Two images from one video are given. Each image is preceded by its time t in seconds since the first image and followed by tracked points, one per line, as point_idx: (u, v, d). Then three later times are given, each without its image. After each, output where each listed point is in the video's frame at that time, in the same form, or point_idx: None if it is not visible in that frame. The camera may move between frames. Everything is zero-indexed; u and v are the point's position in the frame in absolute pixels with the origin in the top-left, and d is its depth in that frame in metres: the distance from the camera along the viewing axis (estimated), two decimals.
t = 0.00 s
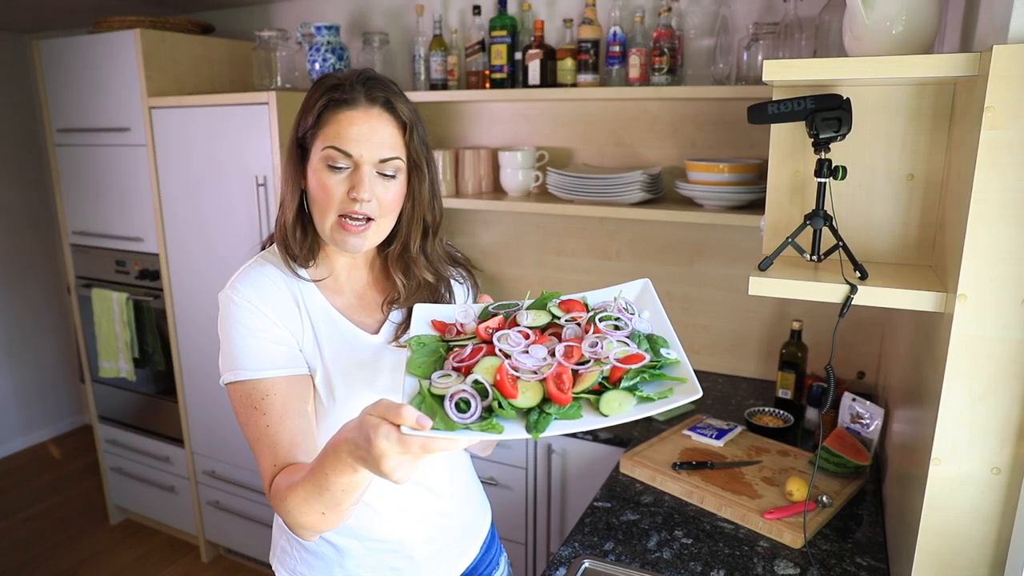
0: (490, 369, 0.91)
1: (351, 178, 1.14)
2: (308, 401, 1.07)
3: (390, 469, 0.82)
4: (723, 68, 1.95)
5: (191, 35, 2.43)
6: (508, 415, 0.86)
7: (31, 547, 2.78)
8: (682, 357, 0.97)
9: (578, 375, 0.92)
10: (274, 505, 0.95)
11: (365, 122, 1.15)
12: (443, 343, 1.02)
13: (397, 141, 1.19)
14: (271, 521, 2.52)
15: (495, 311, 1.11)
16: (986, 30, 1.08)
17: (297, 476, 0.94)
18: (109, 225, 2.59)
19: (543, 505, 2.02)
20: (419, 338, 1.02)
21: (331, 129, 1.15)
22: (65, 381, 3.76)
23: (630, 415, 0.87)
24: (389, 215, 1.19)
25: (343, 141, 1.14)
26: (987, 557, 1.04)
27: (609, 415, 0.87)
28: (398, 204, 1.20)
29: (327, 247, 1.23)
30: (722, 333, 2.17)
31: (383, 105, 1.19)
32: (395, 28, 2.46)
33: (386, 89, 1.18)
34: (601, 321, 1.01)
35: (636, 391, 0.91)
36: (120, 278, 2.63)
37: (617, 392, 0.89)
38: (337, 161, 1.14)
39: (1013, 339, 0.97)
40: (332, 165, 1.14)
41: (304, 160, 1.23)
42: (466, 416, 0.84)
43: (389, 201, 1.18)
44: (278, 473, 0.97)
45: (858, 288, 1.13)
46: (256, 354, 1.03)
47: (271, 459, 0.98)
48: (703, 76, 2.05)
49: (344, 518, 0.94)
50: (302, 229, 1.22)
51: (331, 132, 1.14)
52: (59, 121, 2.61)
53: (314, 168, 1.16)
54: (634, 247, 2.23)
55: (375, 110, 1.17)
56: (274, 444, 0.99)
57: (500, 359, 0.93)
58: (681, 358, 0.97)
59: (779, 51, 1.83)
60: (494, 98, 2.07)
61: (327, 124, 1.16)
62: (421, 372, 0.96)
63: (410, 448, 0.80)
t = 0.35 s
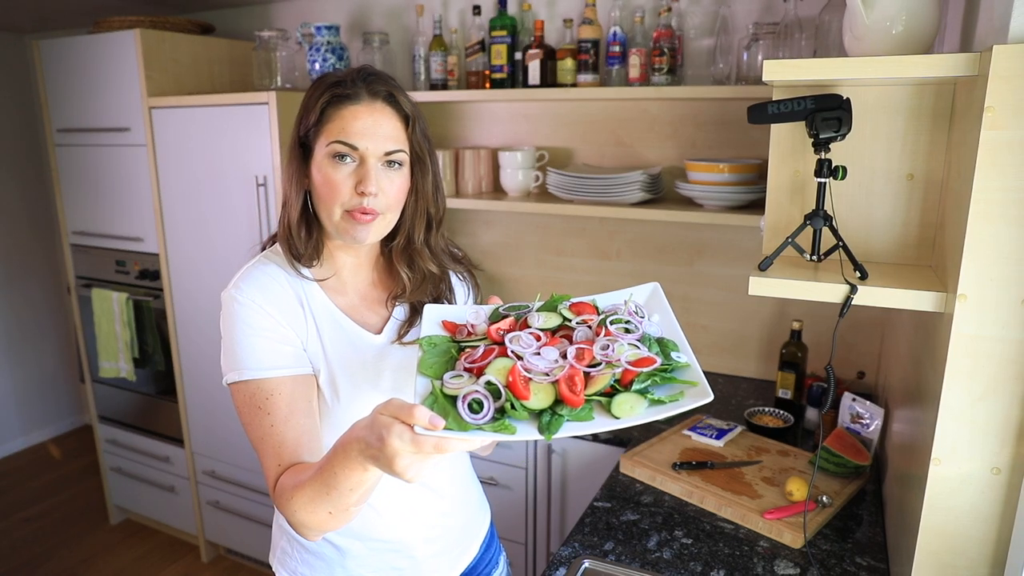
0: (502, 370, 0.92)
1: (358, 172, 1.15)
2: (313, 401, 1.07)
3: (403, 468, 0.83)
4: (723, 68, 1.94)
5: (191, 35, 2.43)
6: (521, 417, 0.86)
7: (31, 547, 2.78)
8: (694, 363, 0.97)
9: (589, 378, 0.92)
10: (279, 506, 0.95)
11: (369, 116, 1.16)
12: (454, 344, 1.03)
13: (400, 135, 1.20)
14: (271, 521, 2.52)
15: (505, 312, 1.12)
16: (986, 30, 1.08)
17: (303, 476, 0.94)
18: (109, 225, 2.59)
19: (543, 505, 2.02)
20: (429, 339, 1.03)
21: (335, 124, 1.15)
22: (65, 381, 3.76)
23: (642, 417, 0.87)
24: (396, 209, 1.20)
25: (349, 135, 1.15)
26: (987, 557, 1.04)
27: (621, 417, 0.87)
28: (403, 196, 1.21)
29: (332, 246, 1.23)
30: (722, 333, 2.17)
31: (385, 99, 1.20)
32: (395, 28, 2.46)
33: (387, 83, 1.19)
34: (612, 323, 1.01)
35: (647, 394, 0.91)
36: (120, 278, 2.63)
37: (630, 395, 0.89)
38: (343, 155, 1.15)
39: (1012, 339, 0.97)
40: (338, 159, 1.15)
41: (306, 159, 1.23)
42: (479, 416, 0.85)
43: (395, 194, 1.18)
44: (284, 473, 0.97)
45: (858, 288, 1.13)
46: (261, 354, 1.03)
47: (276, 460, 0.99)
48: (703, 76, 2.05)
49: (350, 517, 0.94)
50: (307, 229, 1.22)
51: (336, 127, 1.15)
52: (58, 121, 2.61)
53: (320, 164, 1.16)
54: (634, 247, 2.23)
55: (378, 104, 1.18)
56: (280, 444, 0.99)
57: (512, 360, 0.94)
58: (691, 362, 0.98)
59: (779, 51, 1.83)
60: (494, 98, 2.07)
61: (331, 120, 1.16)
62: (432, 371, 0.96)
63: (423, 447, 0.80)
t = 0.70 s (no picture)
0: (507, 366, 0.92)
1: (367, 175, 1.15)
2: (317, 401, 1.07)
3: (410, 466, 0.83)
4: (723, 68, 1.94)
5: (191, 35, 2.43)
6: (527, 412, 0.87)
7: (31, 547, 2.78)
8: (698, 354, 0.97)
9: (593, 371, 0.93)
10: (284, 506, 0.95)
11: (378, 119, 1.16)
12: (458, 343, 1.03)
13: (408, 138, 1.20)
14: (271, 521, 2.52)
15: (508, 310, 1.12)
16: (986, 30, 1.08)
17: (308, 476, 0.94)
18: (109, 225, 2.59)
19: (543, 505, 2.02)
20: (434, 338, 1.03)
21: (345, 126, 1.15)
22: (65, 381, 3.76)
23: (646, 409, 0.88)
24: (401, 212, 1.20)
25: (358, 138, 1.15)
26: (987, 557, 1.04)
27: (626, 409, 0.87)
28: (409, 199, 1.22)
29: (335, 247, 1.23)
30: (722, 333, 2.17)
31: (394, 102, 1.20)
32: (395, 28, 2.46)
33: (397, 87, 1.20)
34: (615, 318, 1.02)
35: (652, 385, 0.91)
36: (120, 278, 2.63)
37: (634, 388, 0.90)
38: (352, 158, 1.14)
39: (1013, 339, 0.97)
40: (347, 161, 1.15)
41: (312, 160, 1.22)
42: (485, 413, 0.85)
43: (401, 197, 1.18)
44: (288, 473, 0.97)
45: (858, 288, 1.13)
46: (265, 355, 1.02)
47: (280, 460, 0.99)
48: (702, 76, 2.05)
49: (355, 516, 0.95)
50: (311, 229, 1.22)
51: (345, 129, 1.15)
52: (58, 121, 2.61)
53: (327, 164, 1.16)
54: (634, 247, 2.23)
55: (388, 107, 1.18)
56: (284, 444, 0.99)
57: (516, 357, 0.94)
58: (694, 353, 0.98)
59: (779, 51, 1.83)
60: (494, 98, 2.07)
61: (340, 122, 1.16)
62: (437, 371, 0.97)
63: (430, 444, 0.80)
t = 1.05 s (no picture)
0: (508, 360, 0.92)
1: (382, 173, 1.15)
2: (319, 401, 1.07)
3: (408, 456, 0.82)
4: (723, 68, 1.94)
5: (191, 35, 2.44)
6: (526, 403, 0.87)
7: (31, 548, 2.78)
8: (704, 348, 0.96)
9: (596, 364, 0.93)
10: (286, 507, 0.95)
11: (393, 118, 1.17)
12: (467, 345, 1.04)
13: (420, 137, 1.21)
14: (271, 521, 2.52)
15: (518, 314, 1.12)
16: (986, 30, 1.08)
17: (309, 477, 0.94)
18: (109, 225, 2.59)
19: (543, 505, 2.02)
20: (443, 342, 1.04)
21: (359, 125, 1.15)
22: (65, 381, 3.76)
23: (647, 399, 0.87)
24: (412, 210, 1.20)
25: (373, 136, 1.15)
26: (987, 557, 1.04)
27: (627, 399, 0.87)
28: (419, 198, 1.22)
29: (342, 245, 1.23)
30: (722, 333, 2.17)
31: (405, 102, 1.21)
32: (395, 28, 2.47)
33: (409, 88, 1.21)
34: (621, 317, 1.02)
35: (654, 376, 0.91)
36: (120, 278, 2.63)
37: (636, 379, 0.89)
38: (367, 156, 1.15)
39: (1013, 339, 0.97)
40: (362, 160, 1.14)
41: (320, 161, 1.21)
42: (484, 403, 0.85)
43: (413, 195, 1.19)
44: (289, 474, 0.97)
45: (858, 288, 1.13)
46: (267, 355, 1.02)
47: (282, 460, 0.99)
48: (703, 76, 2.05)
49: (356, 515, 0.95)
50: (320, 229, 1.21)
51: (360, 127, 1.15)
52: (59, 121, 2.61)
53: (341, 162, 1.15)
54: (634, 247, 2.23)
55: (400, 107, 1.19)
56: (286, 445, 0.99)
57: (519, 351, 0.94)
58: (701, 348, 0.97)
59: (779, 51, 1.83)
60: (494, 98, 2.07)
61: (354, 120, 1.16)
62: (442, 369, 0.97)
63: (427, 433, 0.81)
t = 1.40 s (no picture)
0: (518, 366, 0.92)
1: (395, 169, 1.16)
2: (322, 402, 1.07)
3: (415, 459, 0.82)
4: (724, 68, 1.94)
5: (191, 35, 2.44)
6: (533, 408, 0.88)
7: (31, 548, 2.78)
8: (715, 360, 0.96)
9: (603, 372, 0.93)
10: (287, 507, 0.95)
11: (405, 116, 1.18)
12: (478, 350, 1.03)
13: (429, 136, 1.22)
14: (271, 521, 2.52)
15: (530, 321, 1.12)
16: (986, 30, 1.08)
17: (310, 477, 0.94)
18: (109, 225, 2.59)
19: (543, 505, 2.02)
20: (454, 345, 1.04)
21: (373, 121, 1.16)
22: (65, 381, 3.76)
23: (653, 409, 0.87)
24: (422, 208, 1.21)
25: (386, 132, 1.16)
26: (987, 557, 1.04)
27: (633, 408, 0.87)
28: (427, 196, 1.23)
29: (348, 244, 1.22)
30: (722, 333, 2.17)
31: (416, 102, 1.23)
32: (395, 28, 2.46)
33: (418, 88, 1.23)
34: (633, 325, 1.02)
35: (661, 386, 0.91)
36: (120, 278, 2.63)
37: (642, 388, 0.89)
38: (380, 152, 1.16)
39: (1013, 339, 0.97)
40: (377, 156, 1.16)
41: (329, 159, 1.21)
42: (491, 408, 0.86)
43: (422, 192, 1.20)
44: (292, 473, 0.97)
45: (858, 288, 1.13)
46: (270, 355, 1.02)
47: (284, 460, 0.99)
48: (702, 76, 2.05)
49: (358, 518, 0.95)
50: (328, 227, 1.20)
51: (374, 124, 1.16)
52: (59, 121, 2.61)
53: (354, 159, 1.16)
54: (634, 247, 2.23)
55: (412, 106, 1.20)
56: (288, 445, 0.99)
57: (527, 357, 0.95)
58: (710, 358, 0.97)
59: (779, 51, 1.83)
60: (494, 98, 2.07)
61: (367, 117, 1.17)
62: (454, 371, 0.97)
63: (434, 436, 0.81)
